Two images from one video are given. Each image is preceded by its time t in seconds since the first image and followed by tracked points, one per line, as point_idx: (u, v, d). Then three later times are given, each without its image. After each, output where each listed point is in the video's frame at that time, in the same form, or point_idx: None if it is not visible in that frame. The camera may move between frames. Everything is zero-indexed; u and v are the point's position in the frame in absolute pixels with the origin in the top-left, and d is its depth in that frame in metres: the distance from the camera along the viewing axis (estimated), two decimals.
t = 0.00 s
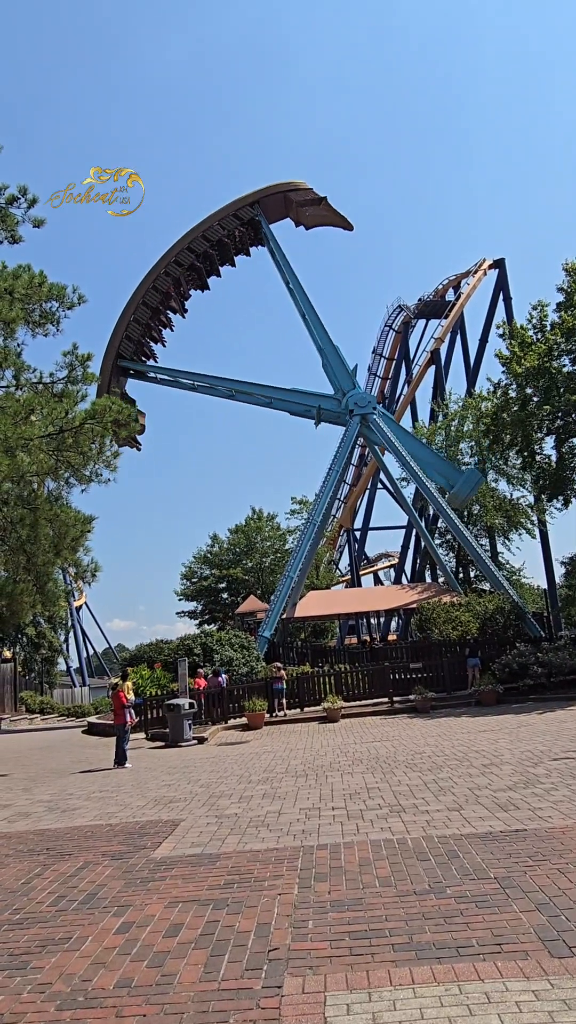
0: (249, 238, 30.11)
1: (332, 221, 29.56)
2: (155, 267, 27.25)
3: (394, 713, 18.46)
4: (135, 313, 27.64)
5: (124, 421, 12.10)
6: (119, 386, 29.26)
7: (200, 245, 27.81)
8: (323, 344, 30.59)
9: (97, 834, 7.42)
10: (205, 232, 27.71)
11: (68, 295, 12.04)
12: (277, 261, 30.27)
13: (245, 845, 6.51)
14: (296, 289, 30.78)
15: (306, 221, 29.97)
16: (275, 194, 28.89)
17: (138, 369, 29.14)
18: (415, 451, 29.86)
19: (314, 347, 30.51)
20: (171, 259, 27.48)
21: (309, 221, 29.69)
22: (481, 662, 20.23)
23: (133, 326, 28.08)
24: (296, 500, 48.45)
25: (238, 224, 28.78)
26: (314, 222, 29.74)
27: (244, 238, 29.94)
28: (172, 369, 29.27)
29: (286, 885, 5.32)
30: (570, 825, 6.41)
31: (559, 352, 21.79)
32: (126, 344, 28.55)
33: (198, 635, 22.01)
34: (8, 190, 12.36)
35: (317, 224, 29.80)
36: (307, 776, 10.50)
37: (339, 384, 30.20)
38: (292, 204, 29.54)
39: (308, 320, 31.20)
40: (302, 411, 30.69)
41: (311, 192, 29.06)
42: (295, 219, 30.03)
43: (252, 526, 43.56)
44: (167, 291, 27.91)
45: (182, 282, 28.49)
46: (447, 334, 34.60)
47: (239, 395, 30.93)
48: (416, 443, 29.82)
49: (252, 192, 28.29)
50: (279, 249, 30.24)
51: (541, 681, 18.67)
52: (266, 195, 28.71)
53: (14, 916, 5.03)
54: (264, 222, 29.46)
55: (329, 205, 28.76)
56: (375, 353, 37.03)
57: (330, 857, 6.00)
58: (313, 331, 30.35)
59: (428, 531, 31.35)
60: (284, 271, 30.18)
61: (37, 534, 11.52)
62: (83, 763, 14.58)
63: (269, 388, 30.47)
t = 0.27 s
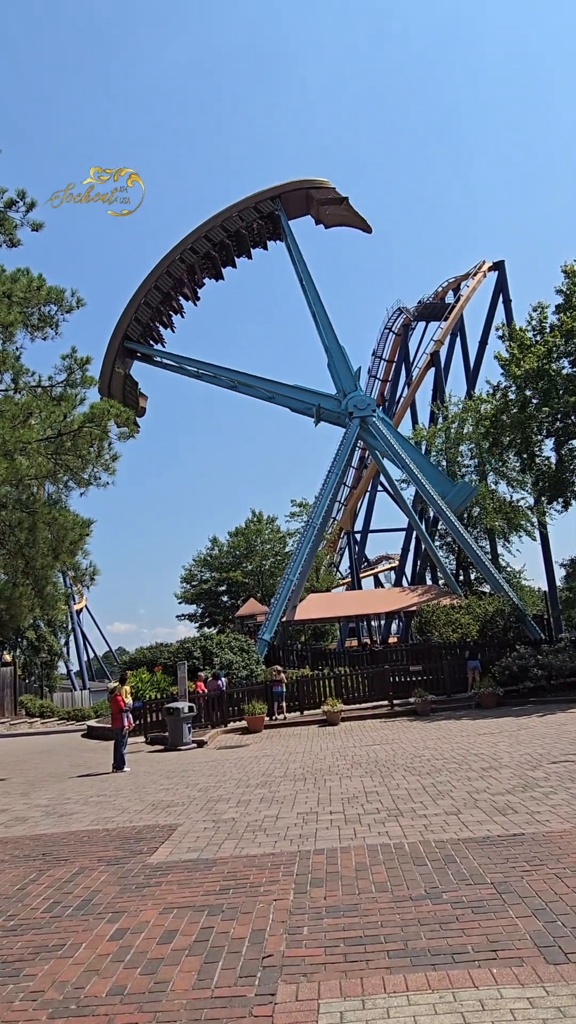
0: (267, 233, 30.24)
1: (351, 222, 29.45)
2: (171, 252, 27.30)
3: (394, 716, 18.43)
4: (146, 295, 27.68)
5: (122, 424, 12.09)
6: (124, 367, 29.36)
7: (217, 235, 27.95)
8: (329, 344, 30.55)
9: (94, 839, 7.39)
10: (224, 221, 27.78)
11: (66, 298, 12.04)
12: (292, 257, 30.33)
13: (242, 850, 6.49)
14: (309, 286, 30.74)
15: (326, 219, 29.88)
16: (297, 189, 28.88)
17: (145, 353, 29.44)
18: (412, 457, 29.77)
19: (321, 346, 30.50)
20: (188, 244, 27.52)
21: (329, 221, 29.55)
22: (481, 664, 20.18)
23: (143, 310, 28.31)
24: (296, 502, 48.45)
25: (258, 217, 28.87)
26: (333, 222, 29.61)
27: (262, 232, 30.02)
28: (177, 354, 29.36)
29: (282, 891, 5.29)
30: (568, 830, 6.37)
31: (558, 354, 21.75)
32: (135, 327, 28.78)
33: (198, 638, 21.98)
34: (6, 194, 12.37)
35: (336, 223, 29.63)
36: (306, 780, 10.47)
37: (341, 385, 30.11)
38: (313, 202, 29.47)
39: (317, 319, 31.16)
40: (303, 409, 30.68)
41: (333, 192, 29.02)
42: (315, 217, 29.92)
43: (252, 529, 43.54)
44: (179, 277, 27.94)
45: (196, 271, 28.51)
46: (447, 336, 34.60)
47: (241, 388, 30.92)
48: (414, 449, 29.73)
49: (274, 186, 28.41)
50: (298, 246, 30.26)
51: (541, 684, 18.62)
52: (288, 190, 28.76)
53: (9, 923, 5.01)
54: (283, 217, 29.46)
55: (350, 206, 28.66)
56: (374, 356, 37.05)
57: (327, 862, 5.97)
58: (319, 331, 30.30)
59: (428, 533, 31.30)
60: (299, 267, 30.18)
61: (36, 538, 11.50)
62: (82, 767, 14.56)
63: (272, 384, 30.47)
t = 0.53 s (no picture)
0: (283, 227, 30.22)
1: (369, 222, 29.37)
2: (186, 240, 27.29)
3: (393, 717, 18.43)
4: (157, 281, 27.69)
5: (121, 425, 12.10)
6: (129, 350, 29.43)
7: (233, 225, 27.92)
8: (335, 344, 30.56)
9: (91, 841, 7.39)
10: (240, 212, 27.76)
11: (64, 300, 12.07)
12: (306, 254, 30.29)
13: (239, 852, 6.49)
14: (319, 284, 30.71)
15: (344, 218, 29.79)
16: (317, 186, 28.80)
17: (152, 337, 29.57)
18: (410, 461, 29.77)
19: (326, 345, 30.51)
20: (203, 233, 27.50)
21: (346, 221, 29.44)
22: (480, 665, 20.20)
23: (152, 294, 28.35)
24: (296, 503, 48.46)
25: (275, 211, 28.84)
26: (351, 222, 29.70)
27: (278, 226, 29.99)
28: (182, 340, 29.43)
29: (278, 893, 5.29)
30: (565, 831, 6.38)
31: (557, 355, 21.75)
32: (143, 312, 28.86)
33: (197, 640, 21.98)
34: (4, 195, 12.38)
35: (354, 224, 29.76)
36: (304, 781, 10.46)
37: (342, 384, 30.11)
38: (332, 199, 29.46)
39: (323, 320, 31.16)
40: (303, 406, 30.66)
41: (353, 191, 28.91)
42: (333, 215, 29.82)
43: (251, 530, 43.55)
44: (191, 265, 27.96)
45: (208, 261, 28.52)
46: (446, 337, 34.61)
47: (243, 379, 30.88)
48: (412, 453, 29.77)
49: (294, 182, 28.35)
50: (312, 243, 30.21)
51: (540, 685, 18.62)
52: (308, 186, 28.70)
53: (4, 926, 5.00)
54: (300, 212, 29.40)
55: (368, 207, 28.59)
56: (373, 357, 37.06)
57: (323, 863, 5.98)
58: (327, 331, 30.28)
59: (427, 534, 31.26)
60: (312, 266, 30.18)
61: (34, 539, 11.51)
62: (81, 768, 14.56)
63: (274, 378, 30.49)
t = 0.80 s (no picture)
0: (298, 222, 30.22)
1: (384, 224, 29.35)
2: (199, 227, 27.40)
3: (390, 716, 18.43)
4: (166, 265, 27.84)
5: (118, 425, 12.08)
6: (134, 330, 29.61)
7: (248, 216, 27.98)
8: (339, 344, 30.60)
9: (89, 841, 7.38)
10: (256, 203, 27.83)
11: (61, 300, 12.04)
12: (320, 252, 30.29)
13: (236, 851, 6.48)
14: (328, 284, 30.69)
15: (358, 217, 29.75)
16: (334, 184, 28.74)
17: (159, 321, 29.80)
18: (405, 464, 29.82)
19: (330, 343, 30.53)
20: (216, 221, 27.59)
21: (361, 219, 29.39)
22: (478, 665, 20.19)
23: (162, 278, 28.60)
24: (294, 503, 48.46)
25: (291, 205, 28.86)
26: (365, 222, 29.59)
27: (294, 220, 30.01)
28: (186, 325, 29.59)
29: (275, 892, 5.29)
30: (562, 831, 6.38)
31: (555, 355, 21.73)
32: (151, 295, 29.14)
33: (195, 640, 22.02)
34: (1, 195, 12.37)
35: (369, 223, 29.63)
36: (301, 781, 10.45)
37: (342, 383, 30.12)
38: (349, 197, 29.34)
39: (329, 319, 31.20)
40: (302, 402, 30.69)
41: (370, 191, 28.82)
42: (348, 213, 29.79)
43: (249, 530, 43.55)
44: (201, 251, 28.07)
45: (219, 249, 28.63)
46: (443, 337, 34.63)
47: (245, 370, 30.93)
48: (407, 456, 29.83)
49: (312, 178, 28.32)
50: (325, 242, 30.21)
51: (538, 685, 18.63)
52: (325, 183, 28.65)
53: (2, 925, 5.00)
54: (316, 209, 29.36)
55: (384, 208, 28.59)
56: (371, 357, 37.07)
57: (321, 863, 5.98)
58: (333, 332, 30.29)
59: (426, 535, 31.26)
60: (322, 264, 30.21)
61: (31, 539, 11.50)
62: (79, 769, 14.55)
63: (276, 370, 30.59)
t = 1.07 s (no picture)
0: (310, 218, 30.19)
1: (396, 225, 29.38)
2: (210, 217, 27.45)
3: (385, 716, 18.44)
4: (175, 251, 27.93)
5: (114, 424, 12.07)
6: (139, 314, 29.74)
7: (260, 209, 28.00)
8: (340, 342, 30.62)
9: (84, 840, 7.37)
10: (269, 197, 27.82)
11: (57, 298, 12.02)
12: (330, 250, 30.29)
13: (231, 851, 6.47)
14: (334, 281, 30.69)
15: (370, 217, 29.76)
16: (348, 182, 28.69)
17: (164, 306, 29.89)
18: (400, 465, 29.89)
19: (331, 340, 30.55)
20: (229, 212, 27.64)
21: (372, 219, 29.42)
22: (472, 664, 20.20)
23: (169, 265, 28.69)
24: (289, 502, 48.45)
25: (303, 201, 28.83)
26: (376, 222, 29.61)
27: (306, 216, 29.99)
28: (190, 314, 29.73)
29: (270, 891, 5.28)
30: (556, 830, 6.38)
31: (550, 356, 21.74)
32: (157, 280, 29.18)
33: (190, 639, 22.01)
34: None
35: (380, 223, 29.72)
36: (296, 780, 10.43)
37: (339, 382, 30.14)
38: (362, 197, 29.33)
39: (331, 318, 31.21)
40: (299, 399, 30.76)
41: (383, 192, 28.81)
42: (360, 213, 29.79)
43: (244, 529, 43.52)
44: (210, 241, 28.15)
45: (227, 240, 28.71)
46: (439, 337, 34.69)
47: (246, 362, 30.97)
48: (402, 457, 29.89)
49: (327, 176, 28.27)
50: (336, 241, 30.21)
51: (532, 684, 18.65)
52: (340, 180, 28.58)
53: None
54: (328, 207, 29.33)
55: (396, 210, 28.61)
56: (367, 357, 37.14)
57: (315, 862, 5.97)
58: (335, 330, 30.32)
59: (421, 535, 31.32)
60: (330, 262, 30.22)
61: (26, 538, 11.46)
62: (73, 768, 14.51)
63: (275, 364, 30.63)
